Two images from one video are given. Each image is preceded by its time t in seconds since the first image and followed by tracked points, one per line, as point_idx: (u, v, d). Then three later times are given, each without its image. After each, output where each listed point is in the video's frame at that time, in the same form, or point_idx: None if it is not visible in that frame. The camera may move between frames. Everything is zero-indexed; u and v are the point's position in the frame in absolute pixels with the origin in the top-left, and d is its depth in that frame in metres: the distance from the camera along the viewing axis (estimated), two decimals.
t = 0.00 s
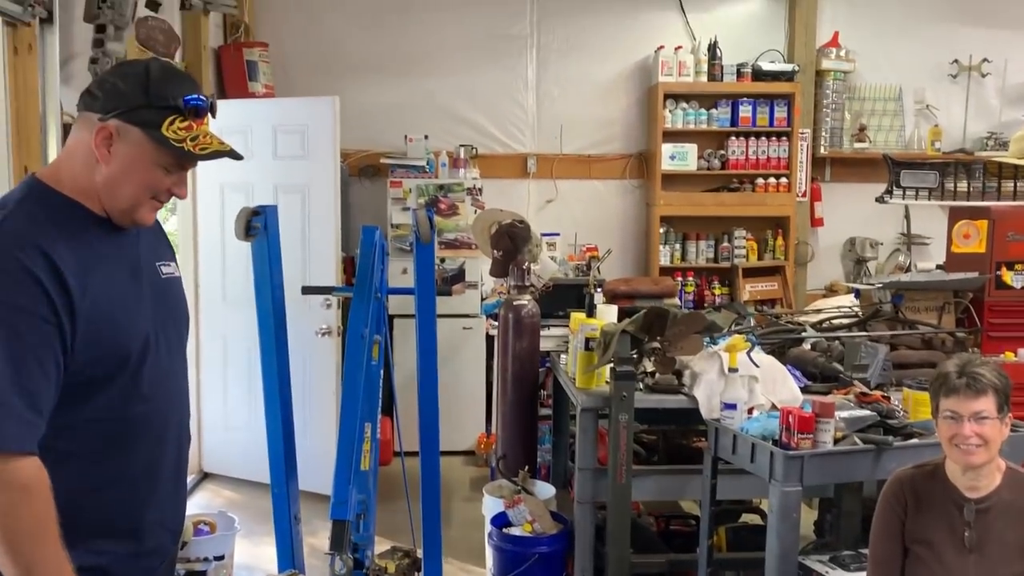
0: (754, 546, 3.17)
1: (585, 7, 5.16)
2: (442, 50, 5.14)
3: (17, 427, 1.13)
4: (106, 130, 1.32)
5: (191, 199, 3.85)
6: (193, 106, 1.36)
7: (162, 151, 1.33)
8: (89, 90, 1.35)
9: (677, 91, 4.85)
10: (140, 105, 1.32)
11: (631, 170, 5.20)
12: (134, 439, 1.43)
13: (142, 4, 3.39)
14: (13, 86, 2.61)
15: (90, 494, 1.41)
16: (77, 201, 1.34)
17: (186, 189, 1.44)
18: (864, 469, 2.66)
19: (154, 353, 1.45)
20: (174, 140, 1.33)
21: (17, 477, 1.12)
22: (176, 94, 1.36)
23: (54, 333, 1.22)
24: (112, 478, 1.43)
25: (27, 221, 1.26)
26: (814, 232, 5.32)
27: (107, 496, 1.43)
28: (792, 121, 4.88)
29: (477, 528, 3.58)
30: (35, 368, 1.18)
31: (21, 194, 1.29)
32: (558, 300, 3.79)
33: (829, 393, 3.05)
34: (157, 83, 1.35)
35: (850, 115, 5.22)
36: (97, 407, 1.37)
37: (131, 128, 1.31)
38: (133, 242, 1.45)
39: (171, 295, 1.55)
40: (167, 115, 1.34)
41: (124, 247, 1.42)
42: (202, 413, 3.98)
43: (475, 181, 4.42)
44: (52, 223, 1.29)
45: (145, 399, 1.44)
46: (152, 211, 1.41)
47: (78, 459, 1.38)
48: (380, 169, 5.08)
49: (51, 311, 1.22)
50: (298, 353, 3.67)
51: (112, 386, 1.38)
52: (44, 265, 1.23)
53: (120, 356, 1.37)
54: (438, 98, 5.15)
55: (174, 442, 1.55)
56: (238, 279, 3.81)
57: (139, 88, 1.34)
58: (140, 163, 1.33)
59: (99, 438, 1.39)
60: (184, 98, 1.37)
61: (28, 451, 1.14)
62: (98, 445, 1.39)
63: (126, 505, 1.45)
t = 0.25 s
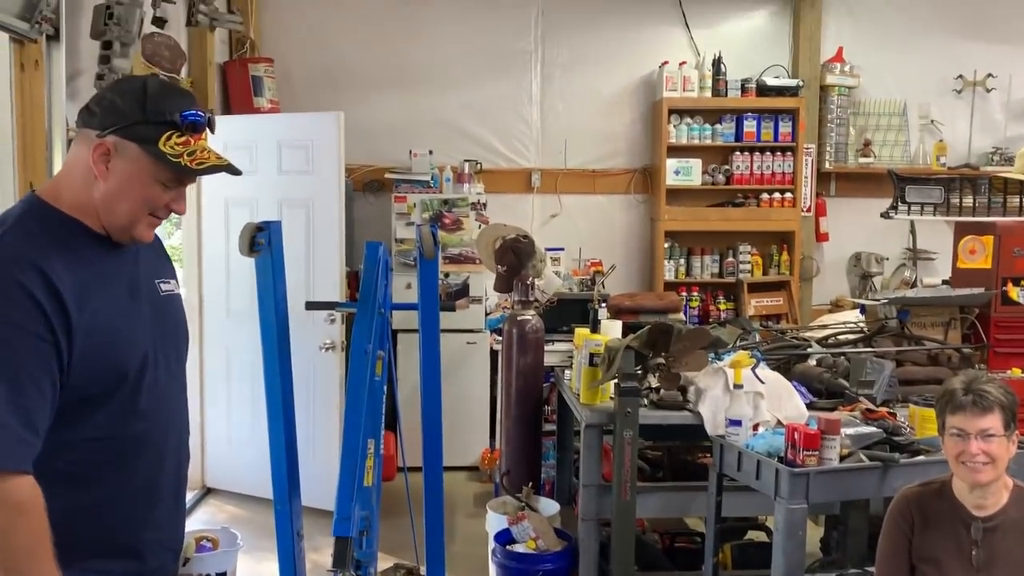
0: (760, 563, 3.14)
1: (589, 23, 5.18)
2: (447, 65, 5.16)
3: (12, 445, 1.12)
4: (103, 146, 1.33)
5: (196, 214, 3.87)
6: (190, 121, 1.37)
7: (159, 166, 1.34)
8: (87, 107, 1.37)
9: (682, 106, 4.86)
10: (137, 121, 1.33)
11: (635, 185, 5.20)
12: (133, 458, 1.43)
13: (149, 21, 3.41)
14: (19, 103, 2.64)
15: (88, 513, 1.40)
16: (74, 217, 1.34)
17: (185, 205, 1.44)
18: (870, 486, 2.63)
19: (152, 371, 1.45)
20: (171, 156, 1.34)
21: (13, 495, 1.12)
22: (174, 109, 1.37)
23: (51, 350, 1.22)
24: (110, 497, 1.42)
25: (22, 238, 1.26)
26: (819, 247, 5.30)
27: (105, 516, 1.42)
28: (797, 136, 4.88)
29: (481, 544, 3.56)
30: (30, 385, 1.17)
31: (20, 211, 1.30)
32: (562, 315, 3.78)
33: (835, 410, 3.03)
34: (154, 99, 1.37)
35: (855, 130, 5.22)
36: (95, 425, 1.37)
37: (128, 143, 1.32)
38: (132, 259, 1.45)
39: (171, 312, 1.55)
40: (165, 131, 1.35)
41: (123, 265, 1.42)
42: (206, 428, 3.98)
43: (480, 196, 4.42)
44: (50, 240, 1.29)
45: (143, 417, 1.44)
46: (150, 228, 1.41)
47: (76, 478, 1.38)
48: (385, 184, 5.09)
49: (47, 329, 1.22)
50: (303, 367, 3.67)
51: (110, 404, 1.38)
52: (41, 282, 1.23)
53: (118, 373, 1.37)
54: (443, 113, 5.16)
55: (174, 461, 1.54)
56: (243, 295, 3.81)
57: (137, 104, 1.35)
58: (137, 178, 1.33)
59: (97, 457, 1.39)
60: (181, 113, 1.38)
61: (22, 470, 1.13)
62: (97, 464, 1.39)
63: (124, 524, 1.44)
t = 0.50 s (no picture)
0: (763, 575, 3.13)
1: (592, 33, 5.19)
2: (450, 76, 5.17)
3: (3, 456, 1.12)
4: (94, 155, 1.34)
5: (199, 223, 3.88)
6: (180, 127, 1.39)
7: (151, 173, 1.35)
8: (77, 118, 1.38)
9: (684, 116, 4.86)
10: (126, 128, 1.34)
11: (638, 195, 5.21)
12: (128, 470, 1.43)
13: (154, 32, 3.43)
14: (23, 114, 2.65)
15: (84, 527, 1.40)
16: (69, 228, 1.35)
17: (178, 213, 1.45)
18: (873, 497, 2.62)
19: (147, 383, 1.45)
20: (162, 162, 1.35)
21: (5, 507, 1.11)
22: (163, 116, 1.39)
23: (43, 362, 1.22)
24: (106, 509, 1.41)
25: (13, 249, 1.26)
26: (822, 257, 5.30)
27: (101, 529, 1.41)
28: (799, 146, 4.88)
29: (483, 555, 3.54)
30: (20, 396, 1.17)
31: (13, 224, 1.30)
32: (564, 325, 3.77)
33: (839, 421, 3.03)
34: (144, 107, 1.39)
35: (858, 140, 5.22)
36: (89, 438, 1.36)
37: (119, 152, 1.33)
38: (127, 270, 1.46)
39: (167, 323, 1.55)
40: (155, 137, 1.36)
41: (117, 276, 1.42)
42: (208, 438, 3.98)
43: (482, 206, 4.42)
44: (43, 251, 1.30)
45: (138, 429, 1.43)
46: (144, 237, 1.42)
47: (71, 492, 1.37)
48: (388, 195, 5.10)
49: (39, 341, 1.22)
50: (305, 377, 3.66)
51: (104, 416, 1.38)
52: (32, 294, 1.24)
53: (112, 385, 1.37)
54: (446, 123, 5.18)
55: (171, 471, 1.53)
56: (246, 307, 3.82)
57: (125, 112, 1.37)
58: (130, 187, 1.35)
59: (92, 469, 1.38)
60: (171, 119, 1.39)
61: (12, 482, 1.13)
62: (92, 477, 1.39)
63: (120, 537, 1.44)
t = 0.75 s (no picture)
0: None
1: (595, 38, 5.20)
2: (454, 81, 5.18)
3: None
4: (77, 156, 1.34)
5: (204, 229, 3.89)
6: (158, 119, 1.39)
7: (133, 167, 1.35)
8: (59, 123, 1.39)
9: (688, 121, 4.86)
10: (105, 126, 1.34)
11: (641, 200, 5.20)
12: (126, 474, 1.43)
13: (158, 39, 3.44)
14: (27, 120, 2.65)
15: (84, 532, 1.40)
16: (63, 232, 1.37)
17: (169, 209, 1.45)
18: (879, 503, 2.61)
19: (144, 387, 1.45)
20: (142, 155, 1.35)
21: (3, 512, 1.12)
22: (140, 110, 1.38)
23: (37, 366, 1.23)
24: (106, 515, 1.42)
25: (7, 255, 1.27)
26: (826, 262, 5.30)
27: (100, 535, 1.41)
28: (803, 150, 4.88)
29: (487, 560, 3.54)
30: (14, 400, 1.17)
31: (7, 230, 1.31)
32: (568, 329, 3.75)
33: (843, 426, 3.02)
34: (121, 103, 1.38)
35: (862, 144, 5.21)
36: (85, 442, 1.37)
37: (100, 149, 1.34)
38: (122, 273, 1.46)
39: (164, 326, 1.55)
40: (134, 132, 1.36)
41: (111, 280, 1.43)
42: (211, 443, 3.99)
43: (486, 211, 4.42)
44: (36, 255, 1.31)
45: (135, 433, 1.44)
46: (139, 236, 1.42)
47: (70, 498, 1.37)
48: (391, 200, 5.11)
49: (33, 346, 1.23)
50: (308, 382, 3.68)
51: (100, 420, 1.38)
52: (25, 299, 1.24)
53: (108, 389, 1.38)
54: (449, 128, 5.18)
55: (170, 474, 1.54)
56: (250, 313, 3.82)
57: (103, 111, 1.37)
58: (115, 184, 1.35)
59: (90, 474, 1.39)
60: (148, 113, 1.39)
61: (9, 487, 1.13)
62: (91, 482, 1.39)
63: (120, 542, 1.44)
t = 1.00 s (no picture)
0: None
1: (605, 43, 5.20)
2: (464, 87, 5.20)
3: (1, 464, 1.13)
4: (60, 156, 1.36)
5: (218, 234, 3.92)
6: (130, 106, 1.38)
7: (113, 157, 1.36)
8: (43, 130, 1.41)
9: (698, 125, 4.86)
10: (80, 121, 1.35)
11: (652, 204, 5.20)
12: (136, 478, 1.43)
13: (171, 47, 3.47)
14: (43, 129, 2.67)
15: (97, 537, 1.41)
16: (61, 235, 1.38)
17: (160, 199, 1.46)
18: (894, 508, 2.59)
19: (151, 390, 1.46)
20: (119, 143, 1.36)
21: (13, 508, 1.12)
22: (112, 98, 1.38)
23: (39, 370, 1.24)
24: (118, 518, 1.42)
25: (7, 263, 1.28)
26: (838, 265, 5.28)
27: (110, 538, 1.42)
28: (814, 154, 4.87)
29: (499, 566, 3.54)
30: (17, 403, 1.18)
31: (8, 237, 1.33)
32: (579, 334, 3.73)
33: (857, 431, 3.00)
34: (94, 96, 1.39)
35: (873, 148, 5.20)
36: (94, 448, 1.37)
37: (80, 146, 1.35)
38: (122, 278, 1.48)
39: (168, 329, 1.56)
40: (108, 121, 1.36)
41: (112, 285, 1.44)
42: (224, 449, 4.02)
43: (497, 216, 4.44)
44: (38, 260, 1.33)
45: (144, 437, 1.44)
46: (135, 230, 1.43)
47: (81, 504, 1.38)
48: (403, 206, 5.13)
49: (33, 352, 1.24)
50: (320, 389, 3.69)
51: (108, 424, 1.39)
52: (25, 304, 1.25)
53: (114, 393, 1.38)
54: (459, 133, 5.20)
55: (182, 477, 1.54)
56: (262, 319, 3.84)
57: (79, 107, 1.37)
58: (101, 179, 1.36)
59: (101, 479, 1.39)
60: (120, 100, 1.38)
61: (16, 486, 1.13)
62: (101, 487, 1.39)
63: (133, 546, 1.44)
